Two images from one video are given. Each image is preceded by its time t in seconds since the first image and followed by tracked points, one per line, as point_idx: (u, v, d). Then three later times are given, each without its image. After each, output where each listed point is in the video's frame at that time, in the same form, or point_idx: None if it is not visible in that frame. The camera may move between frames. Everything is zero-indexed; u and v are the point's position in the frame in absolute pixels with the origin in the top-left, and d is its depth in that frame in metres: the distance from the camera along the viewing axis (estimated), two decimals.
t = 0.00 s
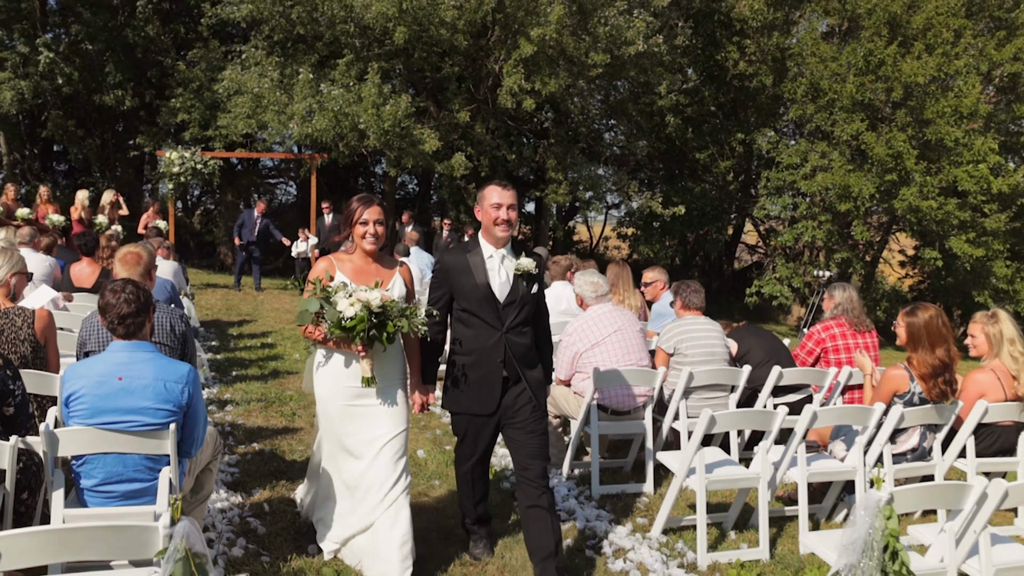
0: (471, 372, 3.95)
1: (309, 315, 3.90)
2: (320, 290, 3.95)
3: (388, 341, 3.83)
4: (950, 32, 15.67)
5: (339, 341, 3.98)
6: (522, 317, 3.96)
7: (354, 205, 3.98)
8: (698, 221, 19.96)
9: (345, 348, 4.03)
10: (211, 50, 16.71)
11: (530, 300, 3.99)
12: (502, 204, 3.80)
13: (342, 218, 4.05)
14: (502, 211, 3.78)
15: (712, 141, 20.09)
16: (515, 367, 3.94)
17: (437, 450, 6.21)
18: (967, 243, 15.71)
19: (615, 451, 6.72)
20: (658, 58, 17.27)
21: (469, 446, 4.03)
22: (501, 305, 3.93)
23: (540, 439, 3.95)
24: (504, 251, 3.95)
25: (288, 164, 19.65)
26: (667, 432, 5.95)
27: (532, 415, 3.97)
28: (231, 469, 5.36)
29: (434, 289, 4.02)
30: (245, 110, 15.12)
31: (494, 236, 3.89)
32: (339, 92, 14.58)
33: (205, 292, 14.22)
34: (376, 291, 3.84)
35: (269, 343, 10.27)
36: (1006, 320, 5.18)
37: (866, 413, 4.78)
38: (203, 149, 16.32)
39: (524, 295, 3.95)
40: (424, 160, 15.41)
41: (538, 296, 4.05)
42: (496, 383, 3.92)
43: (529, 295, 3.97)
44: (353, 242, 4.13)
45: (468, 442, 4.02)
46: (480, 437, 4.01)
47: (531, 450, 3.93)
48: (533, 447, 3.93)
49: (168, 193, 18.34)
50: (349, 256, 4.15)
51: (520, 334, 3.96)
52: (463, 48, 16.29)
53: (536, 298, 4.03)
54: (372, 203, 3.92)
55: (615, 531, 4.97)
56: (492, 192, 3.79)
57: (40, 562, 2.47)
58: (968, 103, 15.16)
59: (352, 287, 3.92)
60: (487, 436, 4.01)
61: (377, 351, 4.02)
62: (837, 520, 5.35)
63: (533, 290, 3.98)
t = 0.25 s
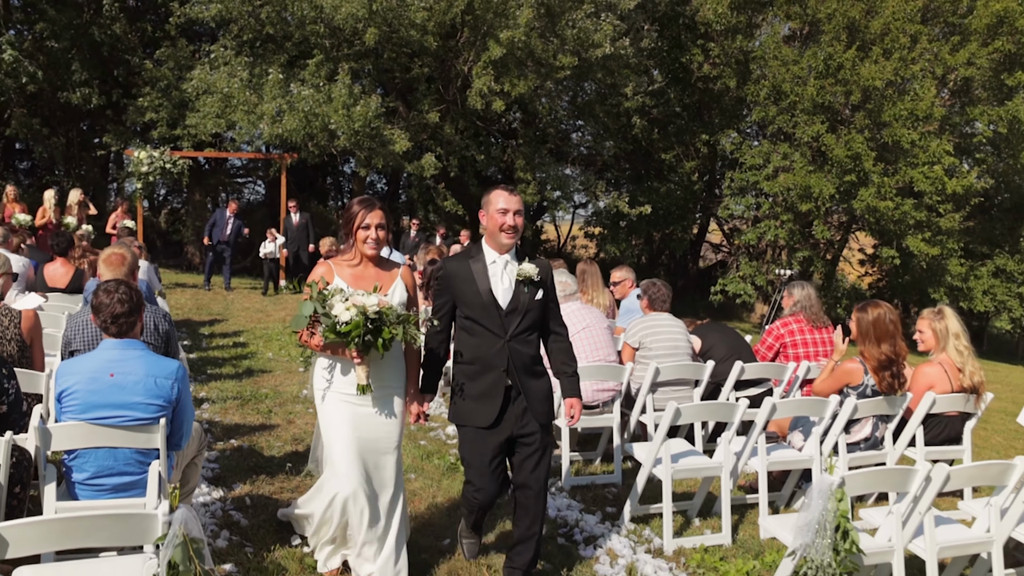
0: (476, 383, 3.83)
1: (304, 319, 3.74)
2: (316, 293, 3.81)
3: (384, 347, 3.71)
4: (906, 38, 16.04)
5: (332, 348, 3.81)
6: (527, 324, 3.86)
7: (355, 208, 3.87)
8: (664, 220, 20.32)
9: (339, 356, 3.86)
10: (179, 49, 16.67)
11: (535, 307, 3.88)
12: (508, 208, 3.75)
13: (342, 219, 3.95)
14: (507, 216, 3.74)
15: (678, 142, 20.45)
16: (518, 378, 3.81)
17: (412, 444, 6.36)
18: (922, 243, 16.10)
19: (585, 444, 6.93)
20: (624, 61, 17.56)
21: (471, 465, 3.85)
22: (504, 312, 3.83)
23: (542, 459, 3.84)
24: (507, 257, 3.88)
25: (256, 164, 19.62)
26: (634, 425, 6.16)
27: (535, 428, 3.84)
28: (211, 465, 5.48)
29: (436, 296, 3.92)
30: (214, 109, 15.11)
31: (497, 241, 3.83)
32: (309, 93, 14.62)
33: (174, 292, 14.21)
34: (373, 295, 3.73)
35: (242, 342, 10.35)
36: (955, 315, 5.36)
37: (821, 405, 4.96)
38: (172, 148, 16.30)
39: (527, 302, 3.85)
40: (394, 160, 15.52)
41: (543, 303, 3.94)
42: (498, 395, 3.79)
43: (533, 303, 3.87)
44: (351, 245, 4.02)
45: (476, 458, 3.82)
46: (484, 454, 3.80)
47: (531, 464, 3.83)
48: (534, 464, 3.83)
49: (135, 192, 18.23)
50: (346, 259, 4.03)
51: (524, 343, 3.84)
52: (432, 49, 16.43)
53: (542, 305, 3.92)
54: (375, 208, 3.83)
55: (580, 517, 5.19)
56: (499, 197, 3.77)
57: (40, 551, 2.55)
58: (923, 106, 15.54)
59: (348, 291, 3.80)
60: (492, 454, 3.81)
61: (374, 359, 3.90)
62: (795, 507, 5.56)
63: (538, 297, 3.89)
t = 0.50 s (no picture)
0: (480, 385, 3.79)
1: (293, 319, 3.69)
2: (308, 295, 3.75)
3: (377, 348, 3.63)
4: (877, 41, 16.46)
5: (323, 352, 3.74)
6: (529, 322, 3.82)
7: (352, 213, 3.85)
8: (642, 219, 20.59)
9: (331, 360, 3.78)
10: (158, 48, 16.71)
11: (537, 305, 3.83)
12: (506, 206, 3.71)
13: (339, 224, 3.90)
14: (501, 215, 3.68)
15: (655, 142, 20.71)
16: (522, 377, 3.76)
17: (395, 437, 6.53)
18: (893, 241, 16.43)
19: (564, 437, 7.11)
20: (602, 63, 17.78)
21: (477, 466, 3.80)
22: (505, 312, 3.79)
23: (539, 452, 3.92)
24: (507, 256, 3.83)
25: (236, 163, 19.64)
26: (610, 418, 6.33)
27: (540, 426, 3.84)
28: (199, 457, 5.62)
29: (437, 299, 3.89)
30: (194, 109, 15.15)
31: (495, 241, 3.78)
32: (290, 93, 14.71)
33: (155, 291, 14.27)
34: (365, 295, 3.68)
35: (224, 340, 10.47)
36: (913, 308, 5.38)
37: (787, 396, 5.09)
38: (151, 148, 16.33)
39: (528, 301, 3.80)
40: (375, 160, 15.66)
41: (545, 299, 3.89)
42: (501, 395, 3.75)
43: (535, 301, 3.83)
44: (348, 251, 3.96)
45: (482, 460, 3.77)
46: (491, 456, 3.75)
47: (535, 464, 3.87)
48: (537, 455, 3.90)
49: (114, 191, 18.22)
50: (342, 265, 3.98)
51: (527, 342, 3.80)
52: (412, 50, 16.57)
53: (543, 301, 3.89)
54: (373, 213, 3.82)
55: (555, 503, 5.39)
56: (494, 197, 3.71)
57: (50, 529, 2.77)
58: (893, 108, 15.95)
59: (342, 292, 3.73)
60: (499, 455, 3.75)
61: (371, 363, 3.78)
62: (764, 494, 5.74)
63: (538, 295, 3.84)
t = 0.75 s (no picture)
0: (491, 394, 3.66)
1: (299, 313, 3.70)
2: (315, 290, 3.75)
3: (388, 343, 3.64)
4: (860, 41, 16.73)
5: (327, 349, 3.76)
6: (539, 328, 3.71)
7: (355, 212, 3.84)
8: (629, 217, 20.79)
9: (336, 358, 3.78)
10: (147, 47, 16.79)
11: (547, 309, 3.74)
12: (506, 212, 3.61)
13: (345, 219, 3.88)
14: (503, 219, 3.57)
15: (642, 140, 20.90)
16: (536, 382, 3.65)
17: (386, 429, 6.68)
18: (875, 238, 16.67)
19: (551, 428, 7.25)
20: (589, 62, 17.94)
21: (491, 476, 3.68)
22: (514, 317, 3.68)
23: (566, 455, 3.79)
24: (513, 261, 3.75)
25: (225, 161, 19.72)
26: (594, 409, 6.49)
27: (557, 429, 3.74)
28: (195, 448, 5.76)
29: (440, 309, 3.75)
30: (184, 107, 15.21)
31: (499, 247, 3.68)
32: (280, 92, 14.82)
33: (146, 288, 14.38)
34: (375, 292, 3.71)
35: (216, 336, 10.62)
36: (885, 300, 5.52)
37: (764, 385, 5.24)
38: (141, 146, 16.42)
39: (539, 305, 3.70)
40: (365, 158, 15.78)
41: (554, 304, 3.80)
42: (517, 403, 3.64)
43: (544, 305, 3.73)
44: (352, 247, 3.95)
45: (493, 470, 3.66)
46: (505, 464, 3.65)
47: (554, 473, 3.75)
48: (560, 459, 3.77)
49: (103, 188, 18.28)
50: (346, 260, 3.97)
51: (539, 347, 3.70)
52: (401, 49, 16.69)
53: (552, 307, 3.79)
54: (380, 212, 3.82)
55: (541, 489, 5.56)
56: (492, 204, 3.61)
57: (64, 507, 2.95)
58: (876, 106, 16.20)
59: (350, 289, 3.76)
60: (514, 463, 3.65)
61: (377, 360, 3.82)
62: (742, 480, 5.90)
63: (548, 299, 3.74)
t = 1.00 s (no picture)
0: (497, 383, 3.62)
1: (328, 300, 3.51)
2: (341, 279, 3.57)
3: (420, 328, 3.42)
4: (848, 42, 16.96)
5: (357, 338, 3.58)
6: (547, 319, 3.68)
7: (371, 202, 3.73)
8: (621, 216, 20.98)
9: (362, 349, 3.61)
10: (143, 47, 16.91)
11: (555, 300, 3.71)
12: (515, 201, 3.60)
13: (365, 211, 3.77)
14: (512, 207, 3.56)
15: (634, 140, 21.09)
16: (542, 372, 3.61)
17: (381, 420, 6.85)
18: (863, 237, 16.89)
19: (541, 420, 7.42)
20: (581, 62, 18.12)
21: (494, 467, 3.64)
22: (523, 307, 3.65)
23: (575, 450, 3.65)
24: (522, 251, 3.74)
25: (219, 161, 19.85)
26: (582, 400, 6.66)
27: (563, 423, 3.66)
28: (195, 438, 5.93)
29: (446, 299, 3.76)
30: (180, 107, 15.35)
31: (508, 237, 3.68)
32: (275, 92, 14.96)
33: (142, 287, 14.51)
34: (405, 274, 3.54)
35: (212, 332, 10.76)
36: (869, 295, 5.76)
37: (745, 375, 5.41)
38: (137, 145, 16.54)
39: (547, 295, 3.68)
40: (359, 158, 15.94)
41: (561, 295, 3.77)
42: (521, 393, 3.60)
43: (552, 295, 3.70)
44: (371, 239, 3.81)
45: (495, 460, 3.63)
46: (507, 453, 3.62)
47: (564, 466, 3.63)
48: (566, 455, 3.63)
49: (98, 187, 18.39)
50: (365, 253, 3.80)
51: (546, 337, 3.66)
52: (395, 49, 16.85)
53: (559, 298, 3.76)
54: (394, 203, 3.74)
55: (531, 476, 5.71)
56: (501, 192, 3.60)
57: (77, 483, 3.13)
58: (864, 107, 16.43)
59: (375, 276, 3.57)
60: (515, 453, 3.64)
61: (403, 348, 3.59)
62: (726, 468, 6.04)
63: (556, 289, 3.73)
